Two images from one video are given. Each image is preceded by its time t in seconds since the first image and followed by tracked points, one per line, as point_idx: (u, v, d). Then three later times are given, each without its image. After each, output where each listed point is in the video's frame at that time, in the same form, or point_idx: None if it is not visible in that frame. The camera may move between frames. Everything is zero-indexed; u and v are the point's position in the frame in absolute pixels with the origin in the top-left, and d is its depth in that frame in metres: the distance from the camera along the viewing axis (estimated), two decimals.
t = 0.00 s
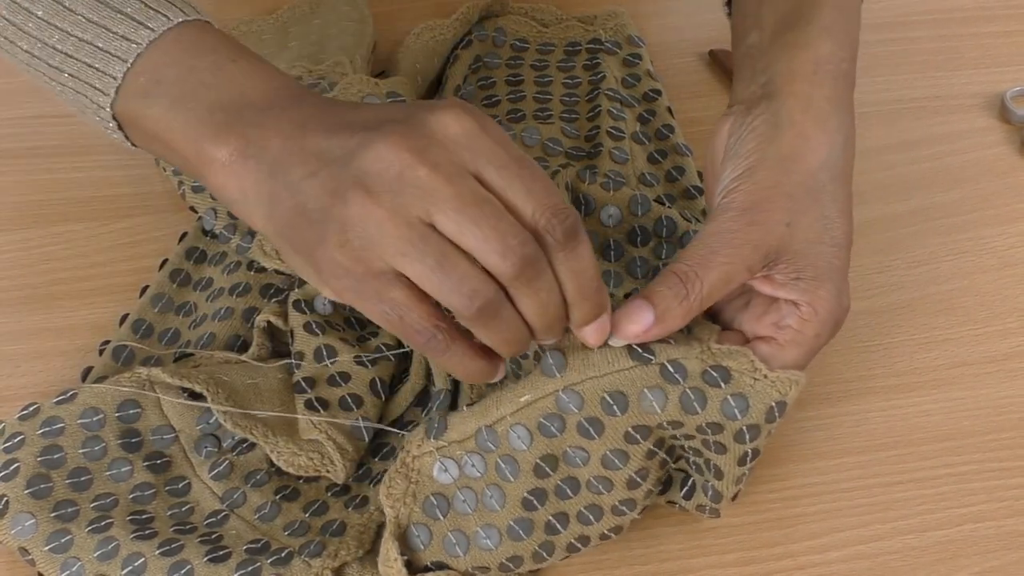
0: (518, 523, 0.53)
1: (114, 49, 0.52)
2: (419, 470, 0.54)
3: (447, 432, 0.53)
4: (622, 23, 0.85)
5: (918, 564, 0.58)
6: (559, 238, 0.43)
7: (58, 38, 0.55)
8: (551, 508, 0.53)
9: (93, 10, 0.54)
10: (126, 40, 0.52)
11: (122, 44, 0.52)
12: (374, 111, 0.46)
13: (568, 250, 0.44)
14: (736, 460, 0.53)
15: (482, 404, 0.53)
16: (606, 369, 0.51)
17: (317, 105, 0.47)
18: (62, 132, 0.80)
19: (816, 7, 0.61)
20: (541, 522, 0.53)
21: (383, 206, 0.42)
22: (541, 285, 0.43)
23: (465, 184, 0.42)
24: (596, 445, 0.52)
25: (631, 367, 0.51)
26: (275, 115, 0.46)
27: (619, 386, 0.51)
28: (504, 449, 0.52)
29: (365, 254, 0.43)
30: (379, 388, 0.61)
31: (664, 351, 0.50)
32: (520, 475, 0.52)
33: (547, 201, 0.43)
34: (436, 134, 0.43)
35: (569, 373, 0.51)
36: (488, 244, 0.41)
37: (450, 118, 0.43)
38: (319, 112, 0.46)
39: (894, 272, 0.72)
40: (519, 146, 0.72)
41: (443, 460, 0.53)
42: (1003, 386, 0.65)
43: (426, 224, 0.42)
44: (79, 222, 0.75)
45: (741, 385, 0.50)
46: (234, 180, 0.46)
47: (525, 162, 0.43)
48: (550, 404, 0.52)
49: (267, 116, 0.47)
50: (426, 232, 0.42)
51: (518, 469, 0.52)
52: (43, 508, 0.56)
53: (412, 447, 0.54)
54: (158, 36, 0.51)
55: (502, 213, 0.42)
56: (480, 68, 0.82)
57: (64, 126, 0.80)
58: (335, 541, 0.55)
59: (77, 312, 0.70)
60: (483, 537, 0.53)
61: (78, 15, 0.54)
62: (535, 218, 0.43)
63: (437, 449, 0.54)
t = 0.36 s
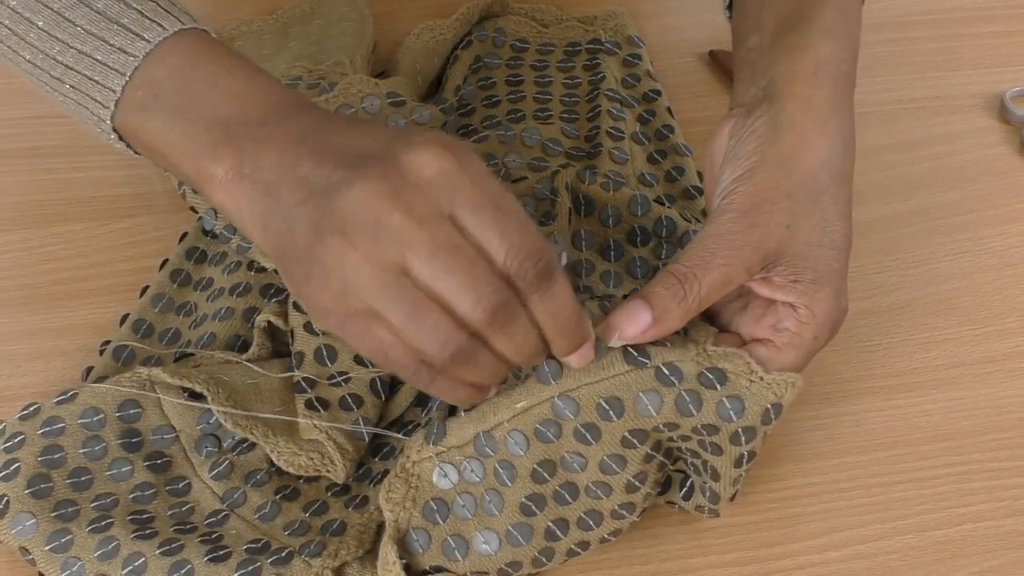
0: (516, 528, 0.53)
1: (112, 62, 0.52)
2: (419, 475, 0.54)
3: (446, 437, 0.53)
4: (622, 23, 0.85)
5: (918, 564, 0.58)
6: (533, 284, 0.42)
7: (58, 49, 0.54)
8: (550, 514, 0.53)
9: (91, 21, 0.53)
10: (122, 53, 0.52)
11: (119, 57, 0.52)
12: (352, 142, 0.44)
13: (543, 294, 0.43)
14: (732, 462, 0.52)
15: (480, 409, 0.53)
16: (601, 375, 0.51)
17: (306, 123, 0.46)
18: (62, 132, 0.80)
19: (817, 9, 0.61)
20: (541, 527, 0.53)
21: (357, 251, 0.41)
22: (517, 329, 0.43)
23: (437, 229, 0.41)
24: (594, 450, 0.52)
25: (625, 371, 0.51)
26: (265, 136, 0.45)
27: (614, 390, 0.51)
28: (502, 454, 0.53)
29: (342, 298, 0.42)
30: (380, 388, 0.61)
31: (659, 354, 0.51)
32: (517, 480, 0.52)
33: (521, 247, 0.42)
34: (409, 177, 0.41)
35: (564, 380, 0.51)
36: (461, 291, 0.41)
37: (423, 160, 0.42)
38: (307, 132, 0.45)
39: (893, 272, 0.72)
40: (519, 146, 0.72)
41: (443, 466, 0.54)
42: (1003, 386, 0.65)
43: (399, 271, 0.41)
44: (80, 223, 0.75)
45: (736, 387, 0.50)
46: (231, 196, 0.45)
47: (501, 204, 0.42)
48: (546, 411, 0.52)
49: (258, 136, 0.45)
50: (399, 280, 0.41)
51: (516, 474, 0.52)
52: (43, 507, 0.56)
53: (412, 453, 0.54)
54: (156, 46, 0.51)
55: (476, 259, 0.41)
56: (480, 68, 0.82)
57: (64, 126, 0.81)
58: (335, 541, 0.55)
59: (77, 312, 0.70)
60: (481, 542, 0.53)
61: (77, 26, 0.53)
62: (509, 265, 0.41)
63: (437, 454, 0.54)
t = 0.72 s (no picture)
0: (515, 532, 0.53)
1: (77, 77, 0.49)
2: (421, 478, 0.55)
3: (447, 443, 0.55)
4: (622, 24, 0.85)
5: (917, 564, 0.58)
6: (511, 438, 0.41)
7: (28, 66, 0.52)
8: (550, 521, 0.53)
9: (54, 33, 0.50)
10: (86, 66, 0.49)
11: (84, 70, 0.49)
12: (309, 267, 0.38)
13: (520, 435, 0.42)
14: (729, 456, 0.52)
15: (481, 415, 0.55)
16: (593, 376, 0.52)
17: (265, 181, 0.39)
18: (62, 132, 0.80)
19: (816, 8, 0.61)
20: (541, 534, 0.53)
21: (333, 395, 0.40)
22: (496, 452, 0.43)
23: (413, 410, 0.39)
24: (591, 452, 0.52)
25: (618, 369, 0.52)
26: (232, 188, 0.41)
27: (608, 389, 0.52)
28: (501, 458, 0.54)
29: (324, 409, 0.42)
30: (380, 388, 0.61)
31: (651, 351, 0.51)
32: (516, 482, 0.54)
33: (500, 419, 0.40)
34: (377, 353, 0.38)
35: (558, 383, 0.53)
36: (441, 455, 0.40)
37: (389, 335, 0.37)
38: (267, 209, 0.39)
39: (893, 272, 0.72)
40: (519, 146, 0.72)
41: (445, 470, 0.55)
42: (1002, 386, 0.65)
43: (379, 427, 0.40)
44: (80, 223, 0.75)
45: (730, 380, 0.50)
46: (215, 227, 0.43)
47: (480, 377, 0.39)
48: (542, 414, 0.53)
49: (226, 177, 0.41)
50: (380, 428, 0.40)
51: (514, 477, 0.54)
52: (45, 507, 0.56)
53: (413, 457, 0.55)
54: (112, 56, 0.48)
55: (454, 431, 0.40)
56: (480, 69, 0.82)
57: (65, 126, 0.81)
58: (335, 541, 0.55)
59: (77, 312, 0.70)
60: (481, 544, 0.54)
61: (41, 40, 0.51)
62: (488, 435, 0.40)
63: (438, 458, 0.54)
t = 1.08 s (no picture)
0: (515, 527, 0.53)
1: (77, 60, 0.49)
2: (420, 474, 0.55)
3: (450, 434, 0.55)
4: (622, 24, 0.86)
5: (916, 564, 0.58)
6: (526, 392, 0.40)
7: (28, 52, 0.52)
8: (550, 514, 0.53)
9: (54, 18, 0.50)
10: (86, 48, 0.49)
11: (84, 53, 0.49)
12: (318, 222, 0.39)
13: (539, 395, 0.41)
14: (732, 458, 0.52)
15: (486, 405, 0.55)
16: (599, 374, 0.52)
17: (271, 151, 0.41)
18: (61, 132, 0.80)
19: (819, 9, 0.61)
20: (541, 527, 0.53)
21: (342, 352, 0.40)
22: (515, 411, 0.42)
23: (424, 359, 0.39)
24: (592, 446, 0.53)
25: (625, 369, 0.52)
26: (230, 155, 0.42)
27: (612, 388, 0.52)
28: (501, 452, 0.54)
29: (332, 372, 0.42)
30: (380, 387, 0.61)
31: (657, 352, 0.51)
32: (516, 478, 0.54)
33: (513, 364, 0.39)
34: (388, 301, 0.38)
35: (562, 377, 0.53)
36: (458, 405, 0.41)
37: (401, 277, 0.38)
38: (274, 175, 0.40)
39: (892, 272, 0.72)
40: (519, 147, 0.72)
41: (445, 464, 0.55)
42: (1002, 386, 0.66)
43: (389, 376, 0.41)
44: (81, 224, 0.75)
45: (736, 385, 0.50)
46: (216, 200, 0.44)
47: (492, 321, 0.39)
48: (545, 408, 0.53)
49: (227, 148, 0.42)
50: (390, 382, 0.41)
51: (515, 472, 0.54)
52: (45, 507, 0.56)
53: (413, 452, 0.55)
54: (117, 37, 0.48)
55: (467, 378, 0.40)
56: (480, 70, 0.82)
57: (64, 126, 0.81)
58: (336, 540, 0.55)
59: (78, 312, 0.70)
60: (480, 539, 0.54)
61: (42, 25, 0.51)
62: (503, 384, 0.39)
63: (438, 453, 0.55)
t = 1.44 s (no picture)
0: (517, 536, 0.53)
1: (74, 39, 0.48)
2: (423, 479, 0.54)
3: (452, 442, 0.54)
4: (622, 24, 0.86)
5: (916, 564, 0.58)
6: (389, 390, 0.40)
7: (32, 28, 0.51)
8: (552, 524, 0.53)
9: None
10: (83, 28, 0.48)
11: (80, 33, 0.48)
12: (247, 197, 0.41)
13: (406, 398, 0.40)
14: (735, 462, 0.53)
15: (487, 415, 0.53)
16: (604, 385, 0.51)
17: (228, 126, 0.43)
18: (62, 132, 0.81)
19: (817, 14, 0.61)
20: (542, 537, 0.53)
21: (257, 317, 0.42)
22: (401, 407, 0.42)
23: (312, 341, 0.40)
24: (597, 458, 0.52)
25: (628, 380, 0.51)
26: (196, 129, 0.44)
27: (618, 399, 0.51)
28: (505, 463, 0.53)
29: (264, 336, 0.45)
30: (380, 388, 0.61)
31: (659, 359, 0.50)
32: (519, 488, 0.53)
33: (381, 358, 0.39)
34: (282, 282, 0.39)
35: (567, 388, 0.51)
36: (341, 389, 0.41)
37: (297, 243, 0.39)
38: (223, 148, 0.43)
39: (891, 272, 0.72)
40: (519, 147, 0.73)
41: (447, 471, 0.54)
42: (1001, 386, 0.66)
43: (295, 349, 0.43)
44: (82, 224, 0.75)
45: (739, 389, 0.50)
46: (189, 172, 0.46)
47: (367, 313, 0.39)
48: (549, 420, 0.52)
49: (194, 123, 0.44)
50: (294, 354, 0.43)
51: (518, 483, 0.53)
52: (46, 507, 0.56)
53: (417, 456, 0.54)
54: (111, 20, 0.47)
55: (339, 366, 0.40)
56: (480, 70, 0.82)
57: (65, 127, 0.81)
58: (336, 540, 0.55)
59: (78, 312, 0.70)
60: (482, 548, 0.54)
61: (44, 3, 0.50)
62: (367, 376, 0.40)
63: (440, 459, 0.54)
